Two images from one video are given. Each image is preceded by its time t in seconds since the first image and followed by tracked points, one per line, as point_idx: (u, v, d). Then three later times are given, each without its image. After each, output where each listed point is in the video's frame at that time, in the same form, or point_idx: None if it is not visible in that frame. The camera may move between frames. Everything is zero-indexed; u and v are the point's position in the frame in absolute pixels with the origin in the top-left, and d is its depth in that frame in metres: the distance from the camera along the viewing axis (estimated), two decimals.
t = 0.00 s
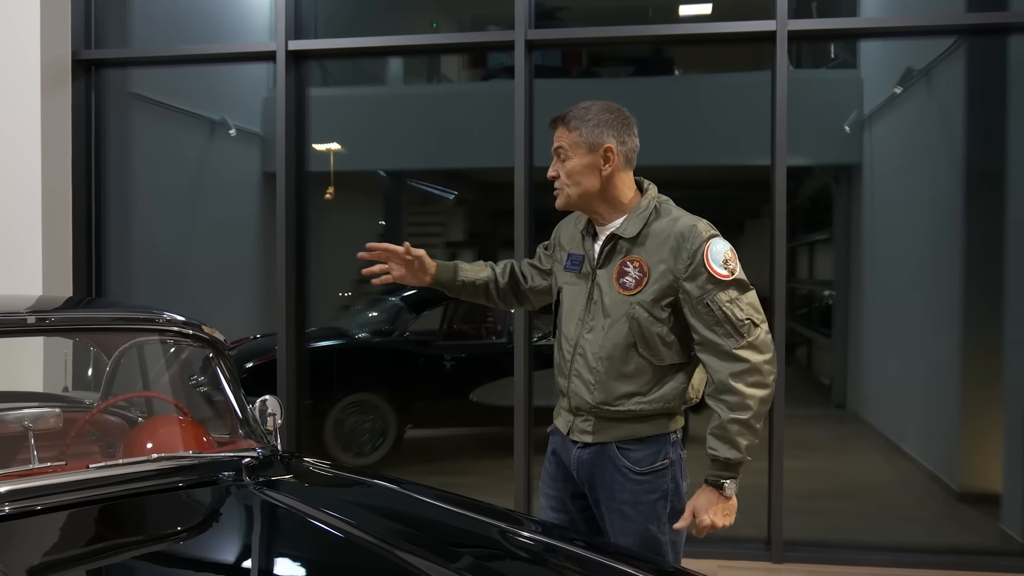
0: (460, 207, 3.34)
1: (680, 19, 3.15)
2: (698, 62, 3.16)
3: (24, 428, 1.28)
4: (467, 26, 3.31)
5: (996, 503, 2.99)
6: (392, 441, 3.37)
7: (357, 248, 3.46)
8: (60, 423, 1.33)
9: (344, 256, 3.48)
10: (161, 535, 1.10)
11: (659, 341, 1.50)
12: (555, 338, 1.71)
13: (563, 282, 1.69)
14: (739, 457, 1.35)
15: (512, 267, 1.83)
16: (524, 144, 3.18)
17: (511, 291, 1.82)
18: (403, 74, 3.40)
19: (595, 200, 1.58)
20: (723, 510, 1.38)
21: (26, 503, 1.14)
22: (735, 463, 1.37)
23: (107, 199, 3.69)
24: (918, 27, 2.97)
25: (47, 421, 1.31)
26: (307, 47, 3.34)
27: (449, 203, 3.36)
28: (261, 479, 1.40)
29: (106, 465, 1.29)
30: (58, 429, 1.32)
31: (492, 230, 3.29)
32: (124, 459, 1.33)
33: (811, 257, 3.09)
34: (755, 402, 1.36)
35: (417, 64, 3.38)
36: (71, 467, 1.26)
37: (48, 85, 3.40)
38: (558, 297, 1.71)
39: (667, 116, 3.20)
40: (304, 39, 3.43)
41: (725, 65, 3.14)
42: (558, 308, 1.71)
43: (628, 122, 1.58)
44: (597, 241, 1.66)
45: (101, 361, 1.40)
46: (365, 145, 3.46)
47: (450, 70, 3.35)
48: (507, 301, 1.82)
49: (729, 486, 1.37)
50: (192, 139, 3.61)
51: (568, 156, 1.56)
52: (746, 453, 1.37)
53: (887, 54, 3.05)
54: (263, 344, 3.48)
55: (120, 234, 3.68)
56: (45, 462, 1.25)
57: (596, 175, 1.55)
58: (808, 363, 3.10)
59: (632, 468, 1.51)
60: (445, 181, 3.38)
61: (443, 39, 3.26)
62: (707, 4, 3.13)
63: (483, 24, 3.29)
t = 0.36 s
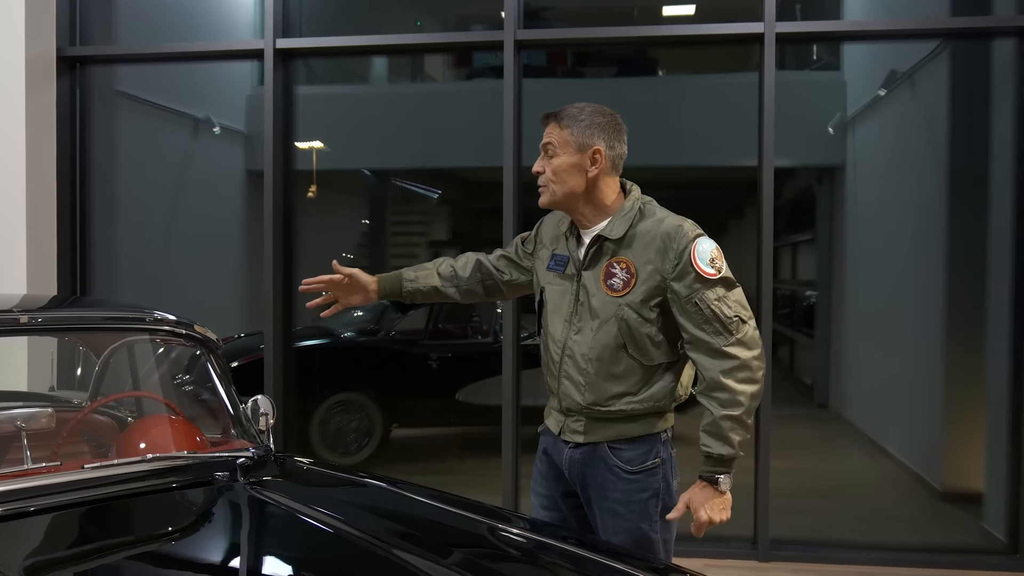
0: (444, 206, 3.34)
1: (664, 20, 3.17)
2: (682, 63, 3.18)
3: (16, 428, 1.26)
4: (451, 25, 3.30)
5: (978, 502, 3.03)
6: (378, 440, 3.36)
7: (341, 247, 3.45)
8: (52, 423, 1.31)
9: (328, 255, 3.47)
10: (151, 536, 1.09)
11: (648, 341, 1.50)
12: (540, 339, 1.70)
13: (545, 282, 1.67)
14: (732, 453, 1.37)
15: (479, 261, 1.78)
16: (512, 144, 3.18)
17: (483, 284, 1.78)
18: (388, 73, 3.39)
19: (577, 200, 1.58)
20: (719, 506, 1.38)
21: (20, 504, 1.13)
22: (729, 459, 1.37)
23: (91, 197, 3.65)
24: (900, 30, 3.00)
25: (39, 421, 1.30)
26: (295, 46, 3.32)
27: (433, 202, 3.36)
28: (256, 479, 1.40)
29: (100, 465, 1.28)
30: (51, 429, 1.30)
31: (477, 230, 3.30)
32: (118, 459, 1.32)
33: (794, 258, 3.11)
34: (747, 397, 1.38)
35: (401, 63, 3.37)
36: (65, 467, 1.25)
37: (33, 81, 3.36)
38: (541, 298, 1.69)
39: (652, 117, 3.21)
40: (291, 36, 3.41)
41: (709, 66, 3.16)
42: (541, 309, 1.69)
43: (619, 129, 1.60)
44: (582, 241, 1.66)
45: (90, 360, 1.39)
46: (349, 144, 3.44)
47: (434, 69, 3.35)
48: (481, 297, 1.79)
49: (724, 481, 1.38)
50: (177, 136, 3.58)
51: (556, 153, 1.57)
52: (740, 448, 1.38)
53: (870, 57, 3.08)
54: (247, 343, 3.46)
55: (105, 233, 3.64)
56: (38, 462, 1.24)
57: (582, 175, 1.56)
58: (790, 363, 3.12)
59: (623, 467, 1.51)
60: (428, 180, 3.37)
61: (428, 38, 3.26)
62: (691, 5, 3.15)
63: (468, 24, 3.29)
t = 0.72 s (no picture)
0: (424, 205, 3.34)
1: (644, 20, 3.19)
2: (662, 64, 3.20)
3: (11, 429, 1.26)
4: (432, 25, 3.31)
5: (957, 499, 3.07)
6: (361, 440, 3.36)
7: (320, 246, 3.44)
8: (45, 424, 1.30)
9: (308, 254, 3.45)
10: (142, 536, 1.08)
11: (631, 339, 1.51)
12: (520, 346, 1.69)
13: (520, 289, 1.66)
14: (720, 439, 1.38)
15: (444, 269, 1.75)
16: (497, 143, 3.19)
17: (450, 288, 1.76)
18: (368, 72, 3.37)
19: (547, 206, 1.56)
20: (709, 492, 1.39)
21: (14, 506, 1.11)
22: (716, 445, 1.39)
23: (73, 195, 3.60)
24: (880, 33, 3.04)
25: (32, 421, 1.29)
26: (282, 44, 3.31)
27: (412, 200, 3.35)
28: (252, 479, 1.40)
29: (97, 466, 1.27)
30: (43, 429, 1.30)
31: (455, 229, 3.31)
32: (115, 460, 1.31)
33: (774, 258, 3.14)
34: (730, 385, 1.39)
35: (382, 62, 3.36)
36: (62, 468, 1.24)
37: (16, 77, 3.31)
38: (518, 305, 1.67)
39: (634, 116, 3.23)
40: (277, 34, 3.39)
41: (688, 67, 3.19)
42: (519, 317, 1.68)
43: (582, 132, 1.60)
44: (555, 246, 1.65)
45: (78, 360, 1.36)
46: (331, 142, 3.43)
47: (415, 68, 3.35)
48: (447, 304, 1.77)
49: (713, 468, 1.39)
50: (158, 133, 3.54)
51: (524, 159, 1.54)
52: (726, 436, 1.39)
53: (850, 59, 3.12)
54: (230, 342, 3.43)
55: (88, 231, 3.59)
56: (32, 463, 1.23)
57: (552, 180, 1.54)
58: (769, 361, 3.14)
59: (613, 465, 1.53)
60: (408, 179, 3.36)
61: (409, 38, 3.26)
62: (672, 6, 3.17)
63: (449, 22, 3.29)
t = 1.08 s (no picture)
0: (399, 204, 3.33)
1: (617, 20, 3.22)
2: (636, 65, 3.23)
3: None
4: (407, 23, 3.30)
5: (931, 495, 3.13)
6: (339, 439, 3.34)
7: (293, 244, 3.41)
8: (33, 423, 1.32)
9: (281, 252, 3.41)
10: (130, 536, 1.06)
11: (629, 340, 1.52)
12: (513, 348, 1.67)
13: (513, 292, 1.64)
14: (706, 437, 1.41)
15: (434, 277, 1.74)
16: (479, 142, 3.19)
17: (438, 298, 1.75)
18: (343, 70, 3.35)
19: (553, 212, 1.54)
20: (695, 488, 1.42)
21: (4, 508, 1.09)
22: (702, 444, 1.41)
23: (49, 193, 3.54)
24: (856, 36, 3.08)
25: (20, 421, 1.31)
26: (262, 41, 3.27)
27: (387, 199, 3.34)
28: (244, 480, 1.38)
29: (89, 466, 1.25)
30: (32, 429, 1.31)
31: (429, 227, 3.31)
32: (106, 460, 1.29)
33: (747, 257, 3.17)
34: (721, 386, 1.41)
35: (357, 60, 3.34)
36: (54, 468, 1.22)
37: None
38: (513, 307, 1.64)
39: (610, 116, 3.25)
40: (258, 31, 3.35)
41: (663, 68, 3.21)
42: (512, 320, 1.66)
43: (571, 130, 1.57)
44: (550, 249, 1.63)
45: (62, 359, 1.33)
46: (306, 140, 3.40)
47: (390, 66, 3.34)
48: (442, 309, 1.77)
49: (699, 466, 1.42)
50: (132, 130, 3.49)
51: (523, 170, 1.50)
52: (713, 434, 1.41)
53: (825, 61, 3.16)
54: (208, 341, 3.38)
55: (63, 229, 3.53)
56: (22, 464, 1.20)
57: (555, 185, 1.52)
58: (743, 359, 3.18)
59: (614, 461, 1.53)
60: (383, 177, 3.35)
61: (384, 36, 3.25)
62: (645, 7, 3.20)
63: (425, 21, 3.28)
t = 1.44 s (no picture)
0: (373, 201, 3.33)
1: (591, 20, 3.23)
2: (610, 65, 3.25)
3: None
4: (381, 21, 3.28)
5: (908, 491, 3.18)
6: (319, 438, 3.32)
7: (267, 243, 3.38)
8: (27, 423, 1.29)
9: (255, 250, 3.39)
10: (122, 537, 1.04)
11: (648, 337, 1.52)
12: (532, 334, 1.69)
13: (538, 279, 1.66)
14: (671, 411, 1.34)
15: (468, 264, 1.72)
16: (464, 141, 3.18)
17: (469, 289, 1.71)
18: (317, 67, 3.34)
19: (592, 199, 1.57)
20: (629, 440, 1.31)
21: None
22: (666, 416, 1.35)
23: (24, 191, 3.48)
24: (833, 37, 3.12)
25: (13, 420, 1.27)
26: (245, 38, 3.24)
27: (361, 197, 3.33)
28: (242, 478, 1.37)
29: (88, 465, 1.24)
30: (25, 429, 1.28)
31: (402, 225, 3.31)
32: (104, 459, 1.28)
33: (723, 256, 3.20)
34: (711, 383, 1.37)
35: (331, 58, 3.33)
36: (52, 467, 1.20)
37: None
38: (535, 294, 1.66)
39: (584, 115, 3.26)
40: (239, 27, 3.32)
41: (637, 68, 3.24)
42: (535, 306, 1.67)
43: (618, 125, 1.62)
44: (580, 239, 1.66)
45: (48, 359, 1.31)
46: (281, 138, 3.38)
47: (364, 65, 3.32)
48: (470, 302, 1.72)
49: (639, 428, 1.34)
50: (107, 127, 3.45)
51: (569, 153, 1.53)
52: (680, 413, 1.35)
53: (800, 62, 3.20)
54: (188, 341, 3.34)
55: (40, 227, 3.47)
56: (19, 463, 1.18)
57: (598, 173, 1.55)
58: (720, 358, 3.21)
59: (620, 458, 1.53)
60: (357, 175, 3.34)
61: (359, 34, 3.23)
62: (619, 7, 3.22)
63: (401, 20, 3.27)
